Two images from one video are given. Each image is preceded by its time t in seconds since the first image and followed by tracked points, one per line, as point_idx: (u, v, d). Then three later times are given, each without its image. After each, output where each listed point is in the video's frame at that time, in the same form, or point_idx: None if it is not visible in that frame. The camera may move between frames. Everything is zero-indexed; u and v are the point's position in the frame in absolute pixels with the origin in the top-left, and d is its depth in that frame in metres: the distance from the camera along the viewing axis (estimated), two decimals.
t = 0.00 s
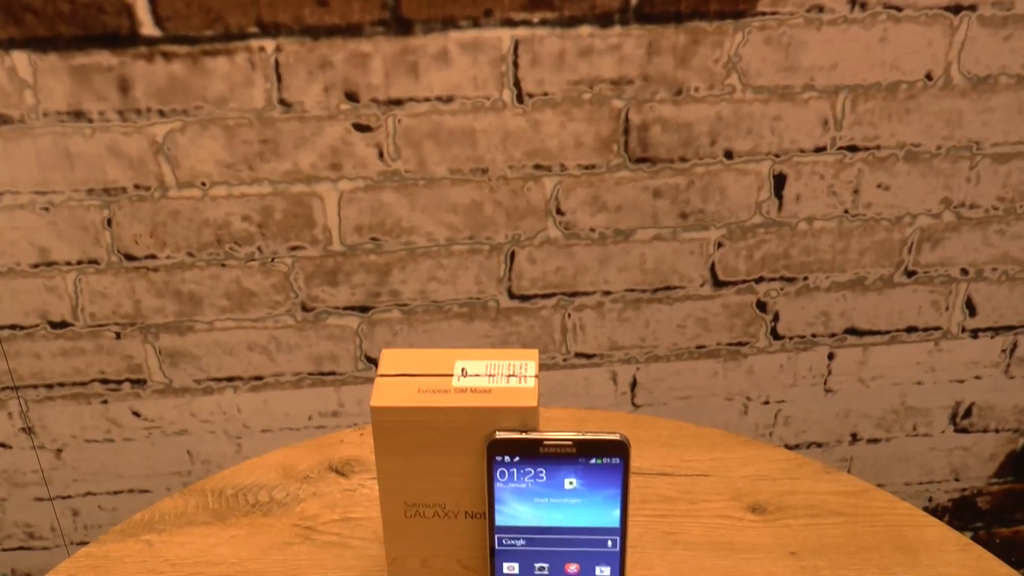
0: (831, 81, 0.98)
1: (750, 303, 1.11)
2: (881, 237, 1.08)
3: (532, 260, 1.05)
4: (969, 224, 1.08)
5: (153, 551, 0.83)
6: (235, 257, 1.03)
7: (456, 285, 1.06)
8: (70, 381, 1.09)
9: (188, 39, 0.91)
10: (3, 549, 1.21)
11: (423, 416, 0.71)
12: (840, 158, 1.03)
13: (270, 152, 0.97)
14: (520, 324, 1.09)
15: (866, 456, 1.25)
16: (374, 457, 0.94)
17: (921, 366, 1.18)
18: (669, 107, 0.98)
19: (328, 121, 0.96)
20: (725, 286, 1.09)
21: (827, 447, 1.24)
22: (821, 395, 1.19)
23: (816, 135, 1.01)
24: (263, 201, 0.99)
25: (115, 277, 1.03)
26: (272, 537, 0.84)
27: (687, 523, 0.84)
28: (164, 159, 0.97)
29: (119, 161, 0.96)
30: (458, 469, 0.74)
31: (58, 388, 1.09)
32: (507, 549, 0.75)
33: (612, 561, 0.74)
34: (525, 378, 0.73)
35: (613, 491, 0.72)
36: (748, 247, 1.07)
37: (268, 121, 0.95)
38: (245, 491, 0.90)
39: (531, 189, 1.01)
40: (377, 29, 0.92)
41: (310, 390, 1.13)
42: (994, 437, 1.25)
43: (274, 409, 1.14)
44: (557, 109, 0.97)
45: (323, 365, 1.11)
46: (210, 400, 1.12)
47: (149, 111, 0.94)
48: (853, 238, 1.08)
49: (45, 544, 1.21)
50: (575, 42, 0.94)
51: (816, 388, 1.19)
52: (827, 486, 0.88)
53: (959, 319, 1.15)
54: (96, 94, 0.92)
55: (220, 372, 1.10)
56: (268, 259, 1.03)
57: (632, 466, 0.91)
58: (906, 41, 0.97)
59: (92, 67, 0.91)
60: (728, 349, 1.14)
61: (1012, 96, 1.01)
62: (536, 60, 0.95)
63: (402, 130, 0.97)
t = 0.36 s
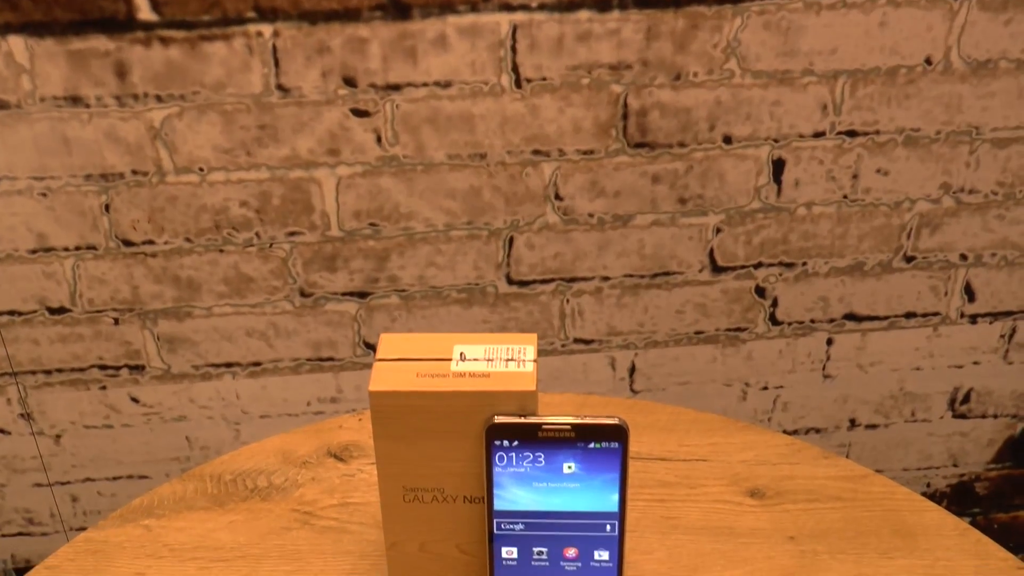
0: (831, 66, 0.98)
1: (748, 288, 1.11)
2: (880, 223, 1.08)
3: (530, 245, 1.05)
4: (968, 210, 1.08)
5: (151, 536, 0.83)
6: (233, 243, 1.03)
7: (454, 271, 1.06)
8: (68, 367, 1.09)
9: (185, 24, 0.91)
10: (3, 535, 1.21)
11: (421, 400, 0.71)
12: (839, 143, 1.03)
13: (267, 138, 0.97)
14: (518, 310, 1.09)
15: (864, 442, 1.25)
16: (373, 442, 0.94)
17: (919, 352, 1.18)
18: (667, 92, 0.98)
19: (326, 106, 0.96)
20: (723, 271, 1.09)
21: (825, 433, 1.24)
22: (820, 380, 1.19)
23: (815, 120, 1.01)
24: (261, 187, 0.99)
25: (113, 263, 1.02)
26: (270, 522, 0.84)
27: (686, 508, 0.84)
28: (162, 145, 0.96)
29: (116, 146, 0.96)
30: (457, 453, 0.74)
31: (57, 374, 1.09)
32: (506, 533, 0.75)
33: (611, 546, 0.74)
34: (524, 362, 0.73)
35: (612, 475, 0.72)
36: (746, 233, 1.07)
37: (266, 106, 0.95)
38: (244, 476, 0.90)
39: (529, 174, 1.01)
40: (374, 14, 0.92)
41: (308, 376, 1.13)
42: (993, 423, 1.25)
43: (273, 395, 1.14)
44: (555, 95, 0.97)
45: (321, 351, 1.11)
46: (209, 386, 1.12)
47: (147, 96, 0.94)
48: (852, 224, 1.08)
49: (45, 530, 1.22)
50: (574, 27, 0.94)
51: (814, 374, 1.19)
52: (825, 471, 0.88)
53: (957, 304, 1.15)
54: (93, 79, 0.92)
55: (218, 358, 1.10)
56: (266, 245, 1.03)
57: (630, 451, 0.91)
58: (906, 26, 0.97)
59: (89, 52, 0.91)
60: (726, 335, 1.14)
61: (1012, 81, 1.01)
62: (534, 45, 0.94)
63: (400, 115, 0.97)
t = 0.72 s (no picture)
0: (831, 52, 0.98)
1: (748, 276, 1.11)
2: (880, 209, 1.08)
3: (530, 233, 1.05)
4: (968, 197, 1.08)
5: (151, 523, 0.83)
6: (232, 230, 1.02)
7: (454, 259, 1.06)
8: (67, 354, 1.09)
9: (183, 10, 0.90)
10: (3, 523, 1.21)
11: (420, 386, 0.71)
12: (839, 130, 1.02)
13: (266, 125, 0.96)
14: (517, 297, 1.09)
15: (863, 430, 1.25)
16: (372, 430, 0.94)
17: (918, 339, 1.18)
18: (667, 79, 0.98)
19: (324, 92, 0.95)
20: (722, 259, 1.09)
21: (824, 420, 1.25)
22: (819, 367, 1.19)
23: (815, 106, 1.01)
24: (260, 174, 0.99)
25: (112, 250, 1.02)
26: (269, 509, 0.85)
27: (685, 494, 0.85)
28: (160, 132, 0.96)
29: (114, 133, 0.96)
30: (456, 440, 0.74)
31: (56, 361, 1.09)
32: (505, 520, 0.75)
33: (611, 532, 0.74)
34: (523, 349, 0.73)
35: (611, 462, 0.72)
36: (746, 220, 1.07)
37: (264, 93, 0.95)
38: (244, 463, 0.90)
39: (529, 161, 1.01)
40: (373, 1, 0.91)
41: (308, 364, 1.13)
42: (992, 410, 1.25)
43: (272, 383, 1.14)
44: (554, 81, 0.97)
45: (320, 338, 1.11)
46: (208, 374, 1.12)
47: (145, 82, 0.93)
48: (852, 210, 1.07)
49: (45, 518, 1.22)
50: (573, 13, 0.93)
51: (813, 361, 1.19)
52: (824, 458, 0.88)
53: (957, 291, 1.15)
54: (91, 66, 0.92)
55: (217, 346, 1.10)
56: (265, 232, 1.03)
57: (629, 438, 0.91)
58: (906, 12, 0.96)
59: (87, 38, 0.90)
60: (725, 322, 1.14)
61: (1012, 67, 1.01)
62: (533, 32, 0.94)
63: (399, 102, 0.96)
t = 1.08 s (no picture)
0: (830, 39, 0.98)
1: (746, 263, 1.11)
2: (879, 196, 1.08)
3: (528, 220, 1.05)
4: (967, 183, 1.08)
5: (150, 509, 0.83)
6: (231, 218, 1.02)
7: (452, 246, 1.06)
8: (67, 342, 1.09)
9: None
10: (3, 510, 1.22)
11: (419, 371, 0.71)
12: (838, 117, 1.02)
13: (265, 112, 0.96)
14: (516, 284, 1.09)
15: (862, 417, 1.25)
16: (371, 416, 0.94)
17: (917, 327, 1.18)
18: (665, 66, 0.97)
19: (323, 80, 0.95)
20: (721, 246, 1.09)
21: (823, 408, 1.25)
22: (818, 355, 1.19)
23: (814, 93, 1.01)
24: (258, 161, 0.99)
25: (110, 237, 1.02)
26: (268, 495, 0.85)
27: (683, 480, 0.85)
28: (159, 119, 0.96)
29: (113, 120, 0.96)
30: (455, 424, 0.74)
31: (55, 349, 1.09)
32: (503, 505, 0.75)
33: (609, 517, 0.74)
34: (522, 334, 0.73)
35: (609, 447, 0.72)
36: (745, 207, 1.07)
37: (263, 80, 0.95)
38: (243, 450, 0.90)
39: (527, 148, 1.01)
40: None
41: (307, 351, 1.13)
42: (990, 397, 1.25)
43: (271, 370, 1.14)
44: (553, 68, 0.97)
45: (320, 326, 1.11)
46: (207, 361, 1.12)
47: (143, 69, 0.93)
48: (851, 197, 1.07)
49: (45, 506, 1.22)
50: None
51: (812, 349, 1.19)
52: (823, 444, 0.88)
53: (956, 279, 1.15)
54: (89, 53, 0.92)
55: (216, 334, 1.10)
56: (263, 220, 1.03)
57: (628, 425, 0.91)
58: None
59: (85, 25, 0.90)
60: (724, 309, 1.14)
61: (1012, 53, 1.00)
62: (532, 19, 0.94)
63: (397, 89, 0.96)
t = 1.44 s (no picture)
0: (830, 27, 0.97)
1: (746, 251, 1.10)
2: (879, 184, 1.08)
3: (528, 208, 1.05)
4: (967, 171, 1.08)
5: (150, 497, 0.83)
6: (230, 206, 1.02)
7: (452, 234, 1.06)
8: (66, 331, 1.09)
9: None
10: (3, 499, 1.22)
11: (418, 357, 0.71)
12: (838, 105, 1.02)
13: (264, 100, 0.96)
14: (515, 273, 1.09)
15: (861, 406, 1.25)
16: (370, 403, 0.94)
17: (917, 315, 1.18)
18: (665, 54, 0.97)
19: (322, 67, 0.95)
20: (721, 235, 1.09)
21: (822, 396, 1.25)
22: (818, 343, 1.19)
23: (814, 81, 1.00)
24: (258, 149, 0.99)
25: (110, 226, 1.02)
26: (268, 483, 0.85)
27: (682, 467, 0.85)
28: (158, 107, 0.96)
29: (112, 108, 0.95)
30: (454, 411, 0.74)
31: (55, 338, 1.09)
32: (503, 492, 0.75)
33: (608, 503, 0.74)
34: (521, 321, 0.73)
35: (608, 433, 0.72)
36: (744, 195, 1.06)
37: (262, 68, 0.95)
38: (242, 437, 0.90)
39: (527, 136, 1.01)
40: None
41: (307, 340, 1.13)
42: (990, 386, 1.26)
43: (270, 358, 1.14)
44: (553, 56, 0.96)
45: (319, 314, 1.11)
46: (207, 350, 1.13)
47: (142, 57, 0.93)
48: (850, 185, 1.07)
49: (45, 495, 1.22)
50: None
51: (812, 337, 1.19)
52: (822, 431, 0.89)
53: (956, 267, 1.15)
54: (88, 40, 0.92)
55: (216, 322, 1.10)
56: (263, 208, 1.03)
57: (627, 413, 0.91)
58: None
59: (84, 13, 0.90)
60: (723, 298, 1.14)
61: (1013, 41, 1.00)
62: (531, 6, 0.93)
63: (396, 77, 0.96)
